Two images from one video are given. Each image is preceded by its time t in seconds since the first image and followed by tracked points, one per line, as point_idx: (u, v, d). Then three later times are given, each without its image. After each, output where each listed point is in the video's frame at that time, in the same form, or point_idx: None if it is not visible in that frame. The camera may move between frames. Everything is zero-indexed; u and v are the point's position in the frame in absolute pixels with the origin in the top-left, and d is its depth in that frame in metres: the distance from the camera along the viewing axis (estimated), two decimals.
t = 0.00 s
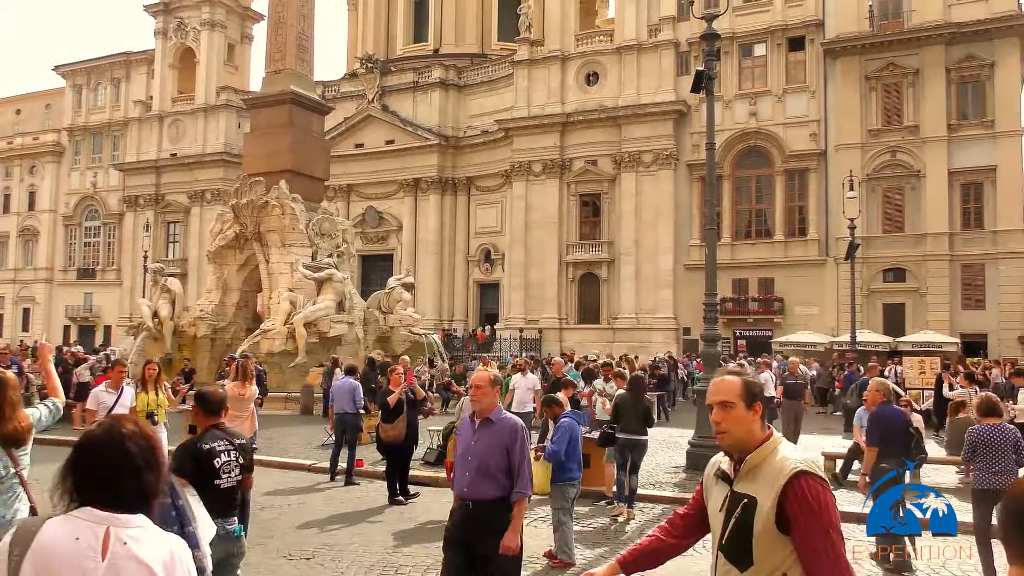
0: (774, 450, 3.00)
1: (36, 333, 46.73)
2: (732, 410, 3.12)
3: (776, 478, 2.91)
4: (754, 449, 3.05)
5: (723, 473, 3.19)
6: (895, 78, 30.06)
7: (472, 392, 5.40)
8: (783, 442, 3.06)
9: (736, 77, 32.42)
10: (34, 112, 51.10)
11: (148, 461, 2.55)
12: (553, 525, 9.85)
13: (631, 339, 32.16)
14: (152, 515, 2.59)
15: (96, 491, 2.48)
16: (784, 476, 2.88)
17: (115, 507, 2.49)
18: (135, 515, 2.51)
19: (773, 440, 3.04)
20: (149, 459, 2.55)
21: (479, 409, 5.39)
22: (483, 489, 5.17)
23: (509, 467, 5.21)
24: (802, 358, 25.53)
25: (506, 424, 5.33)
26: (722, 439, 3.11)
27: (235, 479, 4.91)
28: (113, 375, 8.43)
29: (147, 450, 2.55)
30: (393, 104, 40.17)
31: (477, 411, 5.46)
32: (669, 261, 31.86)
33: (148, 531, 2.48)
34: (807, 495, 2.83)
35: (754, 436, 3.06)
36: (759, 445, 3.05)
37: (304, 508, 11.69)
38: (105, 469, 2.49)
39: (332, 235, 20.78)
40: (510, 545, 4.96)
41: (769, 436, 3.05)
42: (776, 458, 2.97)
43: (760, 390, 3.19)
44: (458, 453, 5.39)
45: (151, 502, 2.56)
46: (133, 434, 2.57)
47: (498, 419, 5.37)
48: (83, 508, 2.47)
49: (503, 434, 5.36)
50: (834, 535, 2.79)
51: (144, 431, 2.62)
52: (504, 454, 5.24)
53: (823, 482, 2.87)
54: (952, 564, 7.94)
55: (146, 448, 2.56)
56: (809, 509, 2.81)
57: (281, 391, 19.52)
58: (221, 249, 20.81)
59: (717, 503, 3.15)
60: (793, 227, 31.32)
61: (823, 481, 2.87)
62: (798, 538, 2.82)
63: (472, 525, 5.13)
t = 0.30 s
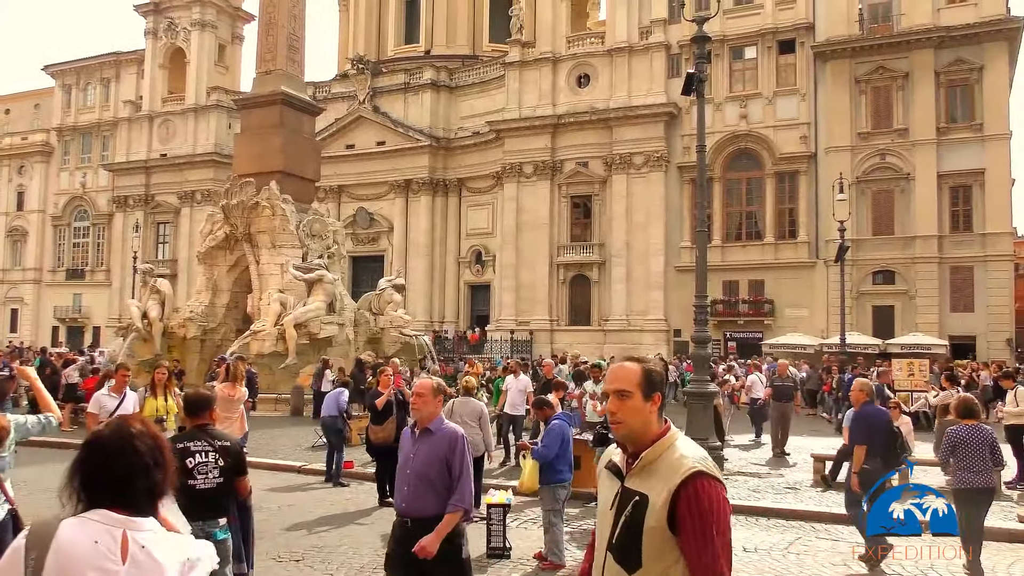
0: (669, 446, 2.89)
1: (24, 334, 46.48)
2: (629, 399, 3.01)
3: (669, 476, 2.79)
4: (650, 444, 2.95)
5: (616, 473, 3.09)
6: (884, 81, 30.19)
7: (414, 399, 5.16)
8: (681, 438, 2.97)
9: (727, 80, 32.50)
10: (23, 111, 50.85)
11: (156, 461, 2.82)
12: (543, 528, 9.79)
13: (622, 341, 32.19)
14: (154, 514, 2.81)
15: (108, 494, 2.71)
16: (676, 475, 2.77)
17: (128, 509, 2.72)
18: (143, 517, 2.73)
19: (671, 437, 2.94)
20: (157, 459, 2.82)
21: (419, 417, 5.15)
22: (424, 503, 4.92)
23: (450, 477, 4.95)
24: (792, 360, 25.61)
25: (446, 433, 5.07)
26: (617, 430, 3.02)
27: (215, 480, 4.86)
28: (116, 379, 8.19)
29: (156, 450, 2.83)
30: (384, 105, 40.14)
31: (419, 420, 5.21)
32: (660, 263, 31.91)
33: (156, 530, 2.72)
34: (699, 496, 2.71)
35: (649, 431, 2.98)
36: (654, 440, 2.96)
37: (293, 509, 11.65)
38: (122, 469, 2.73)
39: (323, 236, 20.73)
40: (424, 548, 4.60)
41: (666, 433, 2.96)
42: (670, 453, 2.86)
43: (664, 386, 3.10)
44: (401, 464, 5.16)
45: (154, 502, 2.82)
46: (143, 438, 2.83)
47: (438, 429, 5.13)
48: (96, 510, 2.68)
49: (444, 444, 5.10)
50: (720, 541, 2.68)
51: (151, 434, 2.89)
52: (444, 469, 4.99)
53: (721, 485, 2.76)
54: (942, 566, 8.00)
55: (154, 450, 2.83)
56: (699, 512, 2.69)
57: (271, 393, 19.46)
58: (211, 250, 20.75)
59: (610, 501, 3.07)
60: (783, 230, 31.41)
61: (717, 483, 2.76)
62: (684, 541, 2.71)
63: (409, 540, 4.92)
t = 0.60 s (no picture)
0: (521, 464, 2.75)
1: (12, 333, 46.25)
2: (479, 416, 2.87)
3: (517, 497, 2.65)
4: (501, 464, 2.80)
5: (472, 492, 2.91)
6: (874, 83, 30.34)
7: (342, 396, 4.87)
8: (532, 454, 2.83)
9: (717, 81, 32.59)
10: (11, 110, 50.54)
11: (139, 465, 2.83)
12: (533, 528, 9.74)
13: (612, 341, 32.26)
14: (137, 515, 2.84)
15: (94, 499, 2.74)
16: (527, 495, 2.63)
17: (117, 510, 2.76)
18: (133, 517, 2.80)
19: (524, 454, 2.79)
20: (140, 461, 2.84)
21: (348, 415, 4.87)
22: (357, 507, 4.71)
23: (383, 478, 4.77)
24: (781, 361, 25.71)
25: (377, 431, 4.83)
26: (465, 449, 2.87)
27: (200, 481, 4.72)
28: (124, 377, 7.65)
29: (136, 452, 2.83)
30: (375, 105, 40.09)
31: (346, 416, 4.93)
32: (650, 264, 31.98)
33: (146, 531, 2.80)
34: (549, 517, 2.59)
35: (499, 450, 2.83)
36: (506, 458, 2.81)
37: (283, 510, 11.60)
38: (107, 475, 2.75)
39: (313, 236, 20.66)
40: (394, 566, 4.32)
41: (520, 450, 2.81)
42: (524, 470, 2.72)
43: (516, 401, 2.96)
44: (325, 462, 4.93)
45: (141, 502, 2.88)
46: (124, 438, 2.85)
47: (368, 426, 4.87)
48: (88, 515, 2.72)
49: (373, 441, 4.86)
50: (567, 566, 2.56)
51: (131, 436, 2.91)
52: (372, 469, 4.76)
53: (572, 504, 2.65)
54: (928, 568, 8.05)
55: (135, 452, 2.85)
56: (549, 535, 2.57)
57: (261, 393, 19.38)
58: (201, 250, 20.67)
59: (461, 529, 2.85)
60: (773, 231, 31.51)
61: (569, 502, 2.64)
62: (529, 568, 2.57)
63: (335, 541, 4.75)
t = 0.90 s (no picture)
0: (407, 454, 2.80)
1: None
2: (352, 404, 2.84)
3: (406, 489, 2.70)
4: (380, 453, 2.81)
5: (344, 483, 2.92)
6: (861, 85, 30.51)
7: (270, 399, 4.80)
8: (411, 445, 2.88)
9: (706, 83, 32.67)
10: None
11: (121, 464, 2.85)
12: (521, 529, 9.74)
13: (601, 342, 32.31)
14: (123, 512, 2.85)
15: (77, 500, 2.76)
16: (419, 485, 2.68)
17: (100, 509, 2.78)
18: (118, 517, 2.82)
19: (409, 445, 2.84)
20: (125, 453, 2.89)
21: (275, 422, 4.83)
22: (278, 519, 4.73)
23: (306, 488, 4.77)
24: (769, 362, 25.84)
25: (304, 441, 4.81)
26: (338, 440, 2.82)
27: (201, 482, 4.85)
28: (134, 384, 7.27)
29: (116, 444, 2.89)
30: (364, 105, 40.03)
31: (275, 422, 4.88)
32: (639, 265, 32.05)
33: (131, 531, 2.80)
34: (444, 507, 2.65)
35: (380, 441, 2.83)
36: (385, 448, 2.82)
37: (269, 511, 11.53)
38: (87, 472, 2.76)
39: (301, 236, 20.60)
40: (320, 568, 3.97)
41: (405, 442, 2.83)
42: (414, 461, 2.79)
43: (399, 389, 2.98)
44: (251, 469, 4.90)
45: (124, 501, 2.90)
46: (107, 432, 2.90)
47: (295, 434, 4.84)
48: (72, 518, 2.73)
49: (299, 449, 4.83)
50: (464, 551, 2.64)
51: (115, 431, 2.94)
52: (296, 481, 4.78)
53: (463, 492, 2.75)
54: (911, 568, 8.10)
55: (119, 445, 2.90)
56: (445, 526, 2.63)
57: (249, 393, 19.28)
58: (188, 250, 20.58)
59: (332, 523, 2.84)
60: (761, 232, 31.62)
61: (458, 492, 2.74)
62: (422, 561, 2.62)
63: (255, 559, 4.74)
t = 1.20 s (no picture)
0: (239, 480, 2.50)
1: None
2: (173, 432, 2.54)
3: (230, 525, 2.40)
4: (213, 485, 2.52)
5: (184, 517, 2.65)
6: (844, 89, 30.73)
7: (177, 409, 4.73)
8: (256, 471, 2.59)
9: (691, 85, 32.78)
10: None
11: (100, 464, 2.88)
12: (505, 530, 9.76)
13: (586, 344, 32.37)
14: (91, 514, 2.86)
15: (50, 500, 2.79)
16: (242, 521, 2.39)
17: (77, 509, 2.82)
18: (93, 517, 2.87)
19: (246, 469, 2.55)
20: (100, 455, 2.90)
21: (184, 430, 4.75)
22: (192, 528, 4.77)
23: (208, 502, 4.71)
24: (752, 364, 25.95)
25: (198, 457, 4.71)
26: (163, 470, 2.56)
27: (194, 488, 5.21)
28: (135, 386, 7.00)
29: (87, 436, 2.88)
30: (349, 106, 39.93)
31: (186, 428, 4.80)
32: (624, 266, 32.13)
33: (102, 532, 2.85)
34: (265, 547, 2.35)
35: (210, 472, 2.54)
36: (219, 478, 2.54)
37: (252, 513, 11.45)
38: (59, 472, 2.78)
39: (285, 237, 20.53)
40: None
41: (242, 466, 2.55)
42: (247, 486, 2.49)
43: (244, 407, 2.67)
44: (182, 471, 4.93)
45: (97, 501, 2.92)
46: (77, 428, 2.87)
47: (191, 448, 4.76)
48: (48, 516, 2.77)
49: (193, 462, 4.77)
50: None
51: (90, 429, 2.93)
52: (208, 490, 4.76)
53: (297, 525, 2.42)
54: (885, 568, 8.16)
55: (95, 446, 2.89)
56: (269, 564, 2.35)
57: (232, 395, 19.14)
58: (171, 250, 20.45)
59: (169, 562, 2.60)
60: (745, 234, 31.76)
61: (293, 528, 2.42)
62: None
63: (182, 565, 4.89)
